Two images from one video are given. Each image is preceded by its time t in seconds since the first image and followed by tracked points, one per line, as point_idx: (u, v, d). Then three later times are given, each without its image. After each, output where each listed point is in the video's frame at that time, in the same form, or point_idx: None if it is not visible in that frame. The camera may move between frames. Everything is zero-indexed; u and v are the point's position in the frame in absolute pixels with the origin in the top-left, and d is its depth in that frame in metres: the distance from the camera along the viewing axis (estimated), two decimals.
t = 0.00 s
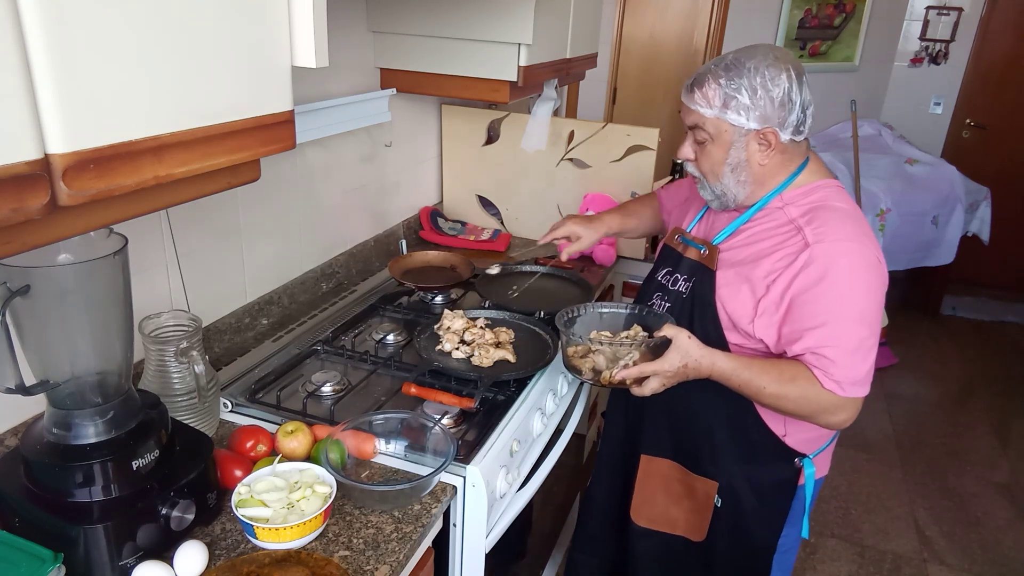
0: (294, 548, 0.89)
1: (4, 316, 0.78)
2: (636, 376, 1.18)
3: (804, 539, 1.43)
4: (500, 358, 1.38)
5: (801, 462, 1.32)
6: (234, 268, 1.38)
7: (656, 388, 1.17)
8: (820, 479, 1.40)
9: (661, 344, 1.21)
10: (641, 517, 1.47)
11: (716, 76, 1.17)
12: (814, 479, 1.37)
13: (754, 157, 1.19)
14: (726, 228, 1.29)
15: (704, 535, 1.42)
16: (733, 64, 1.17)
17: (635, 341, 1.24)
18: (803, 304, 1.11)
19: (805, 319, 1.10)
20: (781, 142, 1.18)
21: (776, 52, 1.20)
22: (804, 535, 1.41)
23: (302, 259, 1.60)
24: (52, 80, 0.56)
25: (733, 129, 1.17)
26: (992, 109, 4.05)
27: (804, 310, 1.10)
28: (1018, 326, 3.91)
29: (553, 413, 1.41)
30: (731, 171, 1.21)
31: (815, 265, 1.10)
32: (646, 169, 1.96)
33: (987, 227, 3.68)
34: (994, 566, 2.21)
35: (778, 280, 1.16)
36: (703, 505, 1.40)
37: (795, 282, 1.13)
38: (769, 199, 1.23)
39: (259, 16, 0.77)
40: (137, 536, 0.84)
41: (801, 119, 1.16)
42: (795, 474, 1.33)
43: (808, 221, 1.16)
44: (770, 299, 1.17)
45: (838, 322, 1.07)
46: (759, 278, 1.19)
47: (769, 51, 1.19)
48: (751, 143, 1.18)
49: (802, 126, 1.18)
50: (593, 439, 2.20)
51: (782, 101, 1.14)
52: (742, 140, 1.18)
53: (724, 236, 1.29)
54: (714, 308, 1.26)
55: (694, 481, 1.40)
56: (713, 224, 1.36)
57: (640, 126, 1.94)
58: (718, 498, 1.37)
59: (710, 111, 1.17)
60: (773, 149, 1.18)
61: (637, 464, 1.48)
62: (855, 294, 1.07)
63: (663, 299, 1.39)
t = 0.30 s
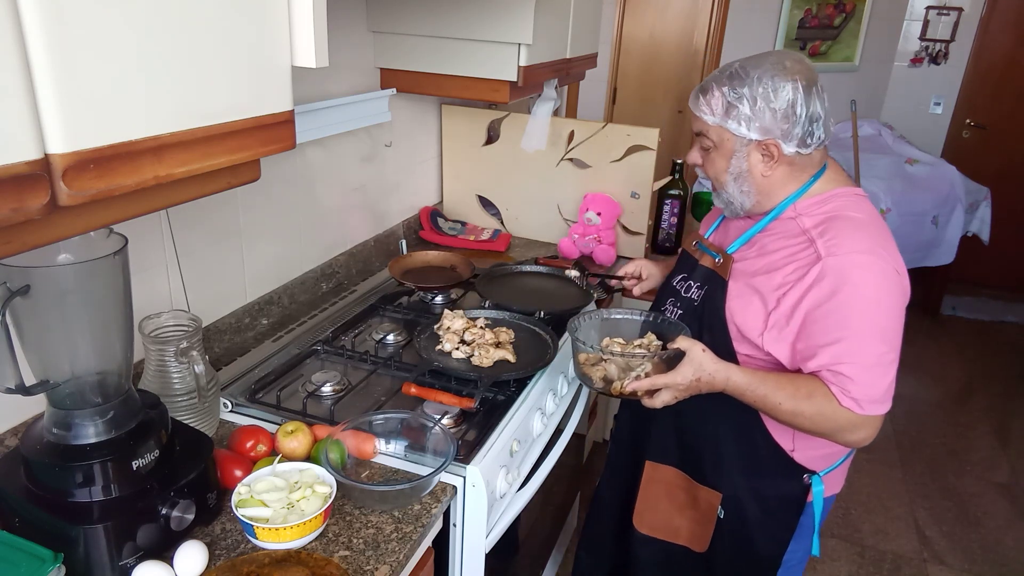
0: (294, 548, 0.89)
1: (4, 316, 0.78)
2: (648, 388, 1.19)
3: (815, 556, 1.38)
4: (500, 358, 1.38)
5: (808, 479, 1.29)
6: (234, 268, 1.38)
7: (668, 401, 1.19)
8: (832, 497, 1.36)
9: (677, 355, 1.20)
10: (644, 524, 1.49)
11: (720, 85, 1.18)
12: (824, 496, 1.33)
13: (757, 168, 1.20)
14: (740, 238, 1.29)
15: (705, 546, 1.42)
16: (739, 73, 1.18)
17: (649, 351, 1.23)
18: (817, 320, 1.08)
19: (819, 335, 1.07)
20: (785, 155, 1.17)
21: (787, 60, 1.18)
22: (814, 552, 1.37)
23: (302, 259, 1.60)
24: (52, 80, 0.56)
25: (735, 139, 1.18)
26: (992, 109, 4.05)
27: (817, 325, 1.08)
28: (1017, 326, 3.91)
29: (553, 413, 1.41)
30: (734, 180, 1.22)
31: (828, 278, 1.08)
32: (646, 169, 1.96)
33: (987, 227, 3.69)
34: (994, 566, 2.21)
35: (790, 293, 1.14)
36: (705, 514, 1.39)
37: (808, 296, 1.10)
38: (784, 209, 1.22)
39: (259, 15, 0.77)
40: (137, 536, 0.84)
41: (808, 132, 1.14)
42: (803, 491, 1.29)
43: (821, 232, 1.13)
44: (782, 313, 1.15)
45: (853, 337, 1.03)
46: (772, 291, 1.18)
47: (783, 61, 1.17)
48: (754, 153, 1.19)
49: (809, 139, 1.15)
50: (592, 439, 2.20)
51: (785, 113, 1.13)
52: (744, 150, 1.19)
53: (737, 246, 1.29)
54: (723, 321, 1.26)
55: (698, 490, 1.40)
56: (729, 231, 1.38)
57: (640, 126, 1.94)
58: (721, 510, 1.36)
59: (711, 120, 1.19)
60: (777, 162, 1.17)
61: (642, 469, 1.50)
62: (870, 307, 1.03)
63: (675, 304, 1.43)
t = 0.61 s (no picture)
0: (294, 548, 0.89)
1: (4, 316, 0.78)
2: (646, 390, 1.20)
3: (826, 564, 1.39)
4: (500, 357, 1.38)
5: (819, 489, 1.29)
6: (233, 267, 1.38)
7: (665, 403, 1.20)
8: (842, 505, 1.36)
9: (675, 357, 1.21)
10: (654, 528, 1.49)
11: (736, 85, 1.18)
12: (835, 505, 1.33)
13: (778, 166, 1.18)
14: (754, 243, 1.29)
15: (713, 554, 1.41)
16: (754, 72, 1.18)
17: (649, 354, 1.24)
18: (819, 325, 1.08)
19: (821, 339, 1.08)
20: (806, 151, 1.16)
21: (800, 59, 1.18)
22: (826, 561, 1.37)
23: (302, 259, 1.60)
24: (52, 80, 0.56)
25: (754, 138, 1.17)
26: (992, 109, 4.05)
27: (820, 330, 1.08)
28: (1017, 325, 3.91)
29: (553, 413, 1.41)
30: (754, 181, 1.21)
31: (832, 283, 1.08)
32: (646, 169, 1.96)
33: (987, 227, 3.69)
34: (994, 567, 2.21)
35: (795, 298, 1.14)
36: (714, 522, 1.39)
37: (812, 301, 1.11)
38: (796, 213, 1.22)
39: (259, 15, 0.77)
40: (136, 536, 0.84)
41: (827, 128, 1.14)
42: (813, 499, 1.30)
43: (829, 237, 1.13)
44: (787, 317, 1.16)
45: (853, 344, 1.03)
46: (778, 295, 1.18)
47: (797, 60, 1.18)
48: (774, 151, 1.17)
49: (829, 134, 1.15)
50: (592, 439, 2.20)
51: (805, 109, 1.13)
52: (764, 148, 1.17)
53: (750, 251, 1.29)
54: (730, 326, 1.26)
55: (707, 497, 1.39)
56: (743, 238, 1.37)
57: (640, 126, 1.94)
58: (728, 517, 1.35)
59: (730, 120, 1.18)
60: (798, 158, 1.17)
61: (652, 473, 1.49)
62: (873, 315, 1.03)
63: (687, 311, 1.41)
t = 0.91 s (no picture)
0: (294, 548, 0.89)
1: (4, 316, 0.78)
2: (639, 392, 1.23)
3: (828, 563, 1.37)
4: (500, 358, 1.38)
5: (820, 486, 1.28)
6: (234, 267, 1.38)
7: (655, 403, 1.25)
8: (844, 504, 1.35)
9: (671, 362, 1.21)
10: (659, 523, 1.50)
11: (720, 97, 1.19)
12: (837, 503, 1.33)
13: (769, 172, 1.18)
14: (753, 244, 1.28)
15: (716, 548, 1.42)
16: (738, 83, 1.18)
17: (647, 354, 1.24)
18: (813, 328, 1.08)
19: (814, 343, 1.08)
20: (794, 156, 1.15)
21: (786, 64, 1.17)
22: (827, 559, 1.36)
23: (302, 259, 1.60)
24: (52, 80, 0.56)
25: (741, 147, 1.17)
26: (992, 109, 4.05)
27: (813, 333, 1.08)
28: (1017, 325, 3.91)
29: (553, 413, 1.41)
30: (747, 188, 1.21)
31: (827, 287, 1.07)
32: (646, 169, 1.96)
33: (987, 227, 3.69)
34: (994, 566, 2.21)
35: (790, 301, 1.14)
36: (717, 519, 1.39)
37: (807, 304, 1.10)
38: (795, 216, 1.21)
39: (259, 15, 0.77)
40: (137, 536, 0.84)
41: (814, 130, 1.12)
42: (814, 497, 1.29)
43: (826, 240, 1.13)
44: (782, 320, 1.15)
45: (844, 349, 1.03)
46: (773, 297, 1.18)
47: (781, 67, 1.17)
48: (763, 159, 1.17)
49: (818, 137, 1.13)
50: (592, 439, 2.20)
51: (787, 116, 1.12)
52: (753, 156, 1.17)
53: (750, 252, 1.28)
54: (730, 325, 1.26)
55: (709, 494, 1.39)
56: (744, 238, 1.36)
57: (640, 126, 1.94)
58: (731, 514, 1.36)
59: (716, 132, 1.20)
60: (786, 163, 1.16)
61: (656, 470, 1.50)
62: (866, 320, 1.02)
63: (688, 311, 1.40)
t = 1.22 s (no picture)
0: (294, 548, 0.89)
1: (4, 316, 0.78)
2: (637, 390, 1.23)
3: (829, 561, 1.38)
4: (500, 358, 1.38)
5: (819, 484, 1.28)
6: (233, 267, 1.38)
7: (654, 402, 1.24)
8: (845, 502, 1.35)
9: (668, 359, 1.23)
10: (658, 525, 1.49)
11: (698, 103, 1.22)
12: (836, 501, 1.33)
13: (746, 177, 1.21)
14: (744, 243, 1.27)
15: (717, 548, 1.42)
16: (716, 89, 1.21)
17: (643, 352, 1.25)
18: (806, 325, 1.08)
19: (808, 340, 1.07)
20: (768, 161, 1.16)
21: (765, 68, 1.18)
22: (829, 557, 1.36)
23: (302, 259, 1.60)
24: (52, 80, 0.56)
25: (718, 153, 1.21)
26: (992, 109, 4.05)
27: (807, 330, 1.08)
28: (1018, 325, 3.91)
29: (553, 413, 1.41)
30: (727, 191, 1.25)
31: (818, 283, 1.07)
32: (646, 169, 1.96)
33: (987, 227, 3.69)
34: (994, 566, 2.21)
35: (782, 298, 1.14)
36: (717, 518, 1.39)
37: (799, 301, 1.10)
38: (783, 214, 1.21)
39: (259, 16, 0.77)
40: (137, 536, 0.84)
41: (786, 136, 1.13)
42: (814, 494, 1.29)
43: (815, 236, 1.12)
44: (775, 318, 1.15)
45: (839, 344, 1.03)
46: (764, 296, 1.17)
47: (756, 72, 1.18)
48: (739, 164, 1.20)
49: (790, 141, 1.13)
50: (592, 439, 2.20)
51: (757, 123, 1.13)
52: (729, 162, 1.21)
53: (740, 250, 1.27)
54: (726, 322, 1.25)
55: (708, 494, 1.39)
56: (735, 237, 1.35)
57: (640, 126, 1.94)
58: (731, 513, 1.36)
59: (694, 138, 1.24)
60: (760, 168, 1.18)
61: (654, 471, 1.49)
62: (859, 315, 1.02)
63: (683, 310, 1.41)
